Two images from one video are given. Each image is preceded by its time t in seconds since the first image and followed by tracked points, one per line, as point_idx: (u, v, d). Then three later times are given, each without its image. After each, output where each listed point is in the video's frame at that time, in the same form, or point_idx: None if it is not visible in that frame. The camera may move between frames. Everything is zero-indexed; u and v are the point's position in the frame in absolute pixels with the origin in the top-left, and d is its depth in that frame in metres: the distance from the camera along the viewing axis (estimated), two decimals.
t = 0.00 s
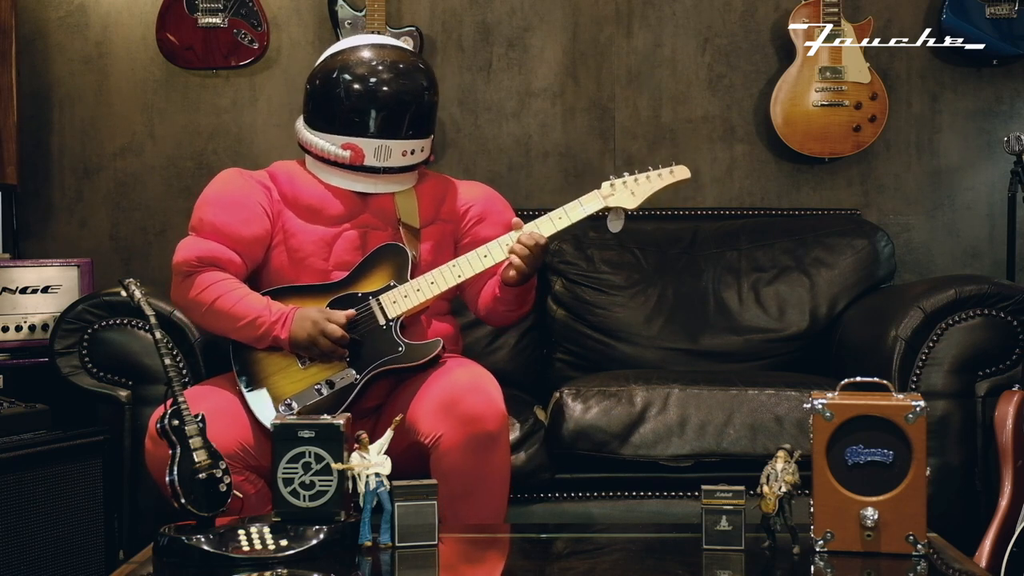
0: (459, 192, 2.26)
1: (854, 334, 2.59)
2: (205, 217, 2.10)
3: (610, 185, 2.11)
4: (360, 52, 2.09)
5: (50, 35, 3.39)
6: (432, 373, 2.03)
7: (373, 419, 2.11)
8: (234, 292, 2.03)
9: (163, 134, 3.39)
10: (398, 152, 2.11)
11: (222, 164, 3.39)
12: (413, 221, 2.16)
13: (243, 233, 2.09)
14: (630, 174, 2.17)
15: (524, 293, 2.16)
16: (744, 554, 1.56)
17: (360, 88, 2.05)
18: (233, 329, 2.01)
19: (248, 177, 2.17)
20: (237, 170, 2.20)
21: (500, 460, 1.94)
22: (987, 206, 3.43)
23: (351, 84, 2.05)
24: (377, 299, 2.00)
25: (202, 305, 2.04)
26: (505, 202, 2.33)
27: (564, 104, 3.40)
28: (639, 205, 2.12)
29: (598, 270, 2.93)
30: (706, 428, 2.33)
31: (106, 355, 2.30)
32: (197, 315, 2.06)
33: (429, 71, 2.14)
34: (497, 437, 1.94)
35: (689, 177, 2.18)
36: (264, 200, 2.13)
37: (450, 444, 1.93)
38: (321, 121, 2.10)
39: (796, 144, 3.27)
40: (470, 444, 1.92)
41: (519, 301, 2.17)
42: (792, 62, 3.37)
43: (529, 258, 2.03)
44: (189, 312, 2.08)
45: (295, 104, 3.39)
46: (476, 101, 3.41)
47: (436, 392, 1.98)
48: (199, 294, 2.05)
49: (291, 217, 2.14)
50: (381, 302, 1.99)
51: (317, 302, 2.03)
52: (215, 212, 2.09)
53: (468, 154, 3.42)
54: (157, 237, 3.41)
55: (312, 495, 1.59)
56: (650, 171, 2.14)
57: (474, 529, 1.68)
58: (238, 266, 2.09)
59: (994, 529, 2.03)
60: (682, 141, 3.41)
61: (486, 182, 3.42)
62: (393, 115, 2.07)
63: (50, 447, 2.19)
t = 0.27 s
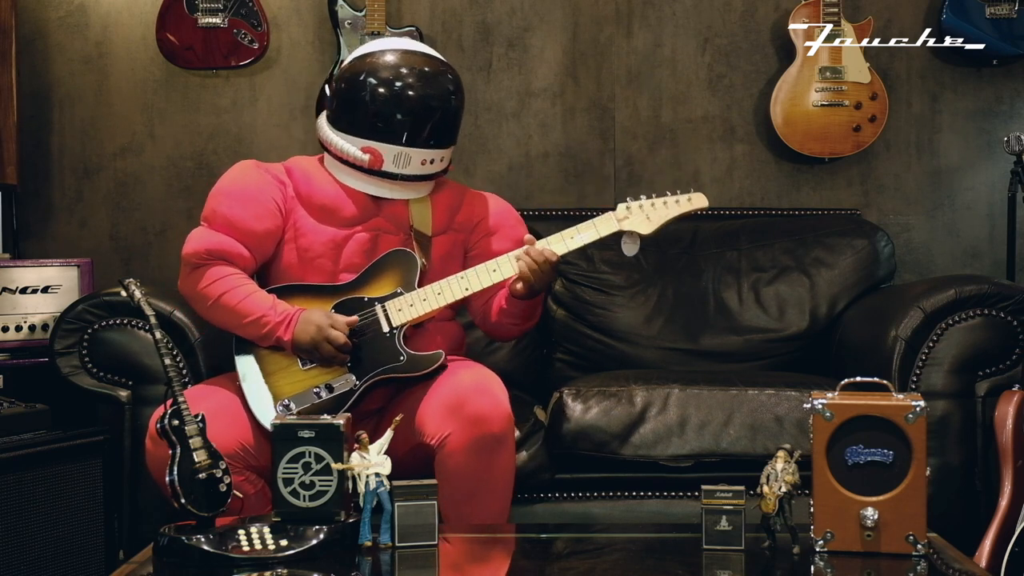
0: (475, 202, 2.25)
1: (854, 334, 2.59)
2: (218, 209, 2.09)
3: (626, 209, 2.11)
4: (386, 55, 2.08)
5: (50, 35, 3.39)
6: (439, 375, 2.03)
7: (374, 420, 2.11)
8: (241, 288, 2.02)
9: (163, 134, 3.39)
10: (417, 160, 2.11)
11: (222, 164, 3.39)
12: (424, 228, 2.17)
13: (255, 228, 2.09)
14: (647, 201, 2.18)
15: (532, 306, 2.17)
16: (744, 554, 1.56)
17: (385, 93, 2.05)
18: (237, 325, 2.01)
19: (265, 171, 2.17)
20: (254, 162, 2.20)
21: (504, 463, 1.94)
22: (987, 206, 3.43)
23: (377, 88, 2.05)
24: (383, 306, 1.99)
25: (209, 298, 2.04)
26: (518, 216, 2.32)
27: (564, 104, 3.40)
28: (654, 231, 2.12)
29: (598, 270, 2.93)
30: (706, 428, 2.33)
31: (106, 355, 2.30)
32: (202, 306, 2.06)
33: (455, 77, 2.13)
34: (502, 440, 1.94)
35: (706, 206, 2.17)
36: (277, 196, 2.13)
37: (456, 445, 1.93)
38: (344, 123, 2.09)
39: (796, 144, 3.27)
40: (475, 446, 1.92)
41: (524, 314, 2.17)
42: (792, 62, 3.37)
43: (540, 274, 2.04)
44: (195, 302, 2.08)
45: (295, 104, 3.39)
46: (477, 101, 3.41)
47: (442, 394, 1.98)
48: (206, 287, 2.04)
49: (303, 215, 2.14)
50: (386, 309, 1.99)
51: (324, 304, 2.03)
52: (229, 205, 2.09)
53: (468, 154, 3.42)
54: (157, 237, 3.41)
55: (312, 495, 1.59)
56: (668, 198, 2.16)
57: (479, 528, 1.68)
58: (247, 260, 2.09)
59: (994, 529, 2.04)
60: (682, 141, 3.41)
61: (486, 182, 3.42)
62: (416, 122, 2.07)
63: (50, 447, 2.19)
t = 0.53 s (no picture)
0: (483, 204, 2.26)
1: (855, 334, 2.59)
2: (225, 207, 2.10)
3: (633, 213, 2.10)
4: (398, 54, 2.08)
5: (50, 35, 3.39)
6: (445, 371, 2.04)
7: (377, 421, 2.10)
8: (247, 288, 2.03)
9: (163, 134, 3.39)
10: (426, 160, 2.11)
11: (222, 164, 3.39)
12: (432, 229, 2.17)
13: (262, 227, 2.09)
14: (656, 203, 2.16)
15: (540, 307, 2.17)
16: (744, 554, 1.56)
17: (397, 92, 2.05)
18: (242, 324, 2.01)
19: (274, 170, 2.17)
20: (263, 160, 2.20)
21: (508, 459, 1.94)
22: (987, 206, 3.43)
23: (388, 87, 2.05)
24: (388, 307, 1.99)
25: (215, 297, 2.05)
26: (527, 217, 2.33)
27: (564, 104, 3.40)
28: (661, 235, 2.11)
29: (598, 270, 2.93)
30: (706, 428, 2.33)
31: (106, 355, 2.29)
32: (207, 306, 2.07)
33: (467, 77, 2.13)
34: (505, 436, 1.94)
35: (717, 210, 2.12)
36: (286, 195, 2.14)
37: (459, 441, 1.93)
38: (355, 121, 2.10)
39: (796, 144, 3.27)
40: (479, 441, 1.92)
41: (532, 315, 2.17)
42: (792, 62, 3.37)
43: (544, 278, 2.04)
44: (200, 301, 2.08)
45: (295, 104, 3.39)
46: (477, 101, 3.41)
47: (447, 390, 1.98)
48: (212, 286, 2.05)
49: (311, 215, 2.15)
50: (391, 310, 1.99)
51: (330, 305, 2.03)
52: (236, 203, 2.10)
53: (468, 154, 3.42)
54: (157, 237, 3.41)
55: (312, 495, 1.59)
56: (677, 202, 2.13)
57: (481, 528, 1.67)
58: (253, 259, 2.09)
59: (994, 529, 2.04)
60: (682, 141, 3.41)
61: (486, 182, 3.42)
62: (427, 121, 2.07)
63: (50, 447, 2.19)
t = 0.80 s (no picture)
0: (475, 199, 2.26)
1: (854, 334, 2.59)
2: (218, 211, 2.09)
3: (627, 204, 2.12)
4: (385, 52, 2.08)
5: (50, 34, 3.39)
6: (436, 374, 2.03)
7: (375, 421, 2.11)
8: (243, 291, 2.02)
9: (163, 134, 3.39)
10: (417, 156, 2.11)
11: (222, 164, 3.39)
12: (425, 226, 2.17)
13: (257, 230, 2.09)
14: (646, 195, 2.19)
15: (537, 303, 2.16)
16: (744, 554, 1.56)
17: (385, 90, 2.05)
18: (240, 327, 2.01)
19: (265, 172, 2.16)
20: (253, 163, 2.19)
21: (504, 460, 1.94)
22: (987, 206, 3.43)
23: (376, 85, 2.05)
24: (385, 304, 1.99)
25: (211, 301, 2.04)
26: (520, 211, 2.33)
27: (564, 104, 3.40)
28: (655, 225, 2.13)
29: (598, 270, 2.93)
30: (706, 428, 2.33)
31: (106, 355, 2.30)
32: (204, 310, 2.06)
33: (454, 73, 2.13)
34: (501, 437, 1.94)
35: (707, 200, 2.18)
36: (279, 197, 2.13)
37: (455, 443, 1.93)
38: (344, 120, 2.10)
39: (796, 144, 3.27)
40: (474, 443, 1.92)
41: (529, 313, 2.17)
42: (792, 62, 3.37)
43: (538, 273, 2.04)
44: (196, 305, 2.07)
45: (295, 103, 3.39)
46: (477, 101, 3.41)
47: (441, 392, 1.98)
48: (208, 290, 2.04)
49: (305, 216, 2.14)
50: (389, 307, 1.99)
51: (326, 305, 2.03)
52: (230, 207, 2.09)
53: (468, 154, 3.42)
54: (157, 237, 3.41)
55: (312, 495, 1.59)
56: (667, 193, 2.16)
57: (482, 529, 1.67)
58: (249, 262, 2.09)
59: (994, 529, 2.03)
60: (682, 141, 3.41)
61: (486, 182, 3.42)
62: (416, 118, 2.07)
63: (50, 447, 2.20)
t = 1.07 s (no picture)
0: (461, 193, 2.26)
1: (855, 334, 2.59)
2: (207, 215, 2.10)
3: (615, 193, 2.10)
4: (366, 51, 2.09)
5: (50, 34, 3.39)
6: (434, 369, 2.03)
7: (374, 419, 2.11)
8: (236, 292, 2.02)
9: (163, 134, 3.39)
10: (401, 153, 2.11)
11: (222, 164, 3.39)
12: (415, 222, 2.17)
13: (246, 232, 2.09)
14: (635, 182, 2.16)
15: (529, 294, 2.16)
16: (744, 554, 1.56)
17: (367, 88, 2.05)
18: (234, 328, 2.01)
19: (252, 175, 2.17)
20: (240, 168, 2.20)
21: (503, 455, 1.94)
22: (987, 206, 3.43)
23: (357, 84, 2.05)
24: (379, 301, 1.99)
25: (204, 303, 2.04)
26: (508, 206, 2.33)
27: (564, 104, 3.40)
28: (643, 213, 2.10)
29: (598, 270, 2.93)
30: (706, 428, 2.33)
31: (106, 355, 2.30)
32: (198, 313, 2.06)
33: (435, 70, 2.14)
34: (499, 431, 1.94)
35: (695, 185, 2.15)
36: (267, 199, 2.13)
37: (453, 438, 1.93)
38: (326, 119, 2.10)
39: (796, 144, 3.27)
40: (473, 438, 1.92)
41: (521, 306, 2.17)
42: (792, 62, 3.37)
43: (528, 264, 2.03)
44: (190, 309, 2.08)
45: (295, 103, 3.39)
46: (477, 101, 3.41)
47: (439, 387, 1.98)
48: (201, 293, 2.04)
49: (294, 217, 2.14)
50: (382, 304, 1.99)
51: (318, 304, 2.03)
52: (218, 210, 2.09)
53: (468, 153, 3.42)
54: (157, 237, 3.41)
55: (312, 495, 1.59)
56: (656, 179, 2.13)
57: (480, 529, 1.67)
58: (240, 264, 2.09)
59: (994, 529, 2.04)
60: (682, 141, 3.41)
61: (486, 182, 3.42)
62: (398, 116, 2.07)
63: (50, 447, 2.19)
